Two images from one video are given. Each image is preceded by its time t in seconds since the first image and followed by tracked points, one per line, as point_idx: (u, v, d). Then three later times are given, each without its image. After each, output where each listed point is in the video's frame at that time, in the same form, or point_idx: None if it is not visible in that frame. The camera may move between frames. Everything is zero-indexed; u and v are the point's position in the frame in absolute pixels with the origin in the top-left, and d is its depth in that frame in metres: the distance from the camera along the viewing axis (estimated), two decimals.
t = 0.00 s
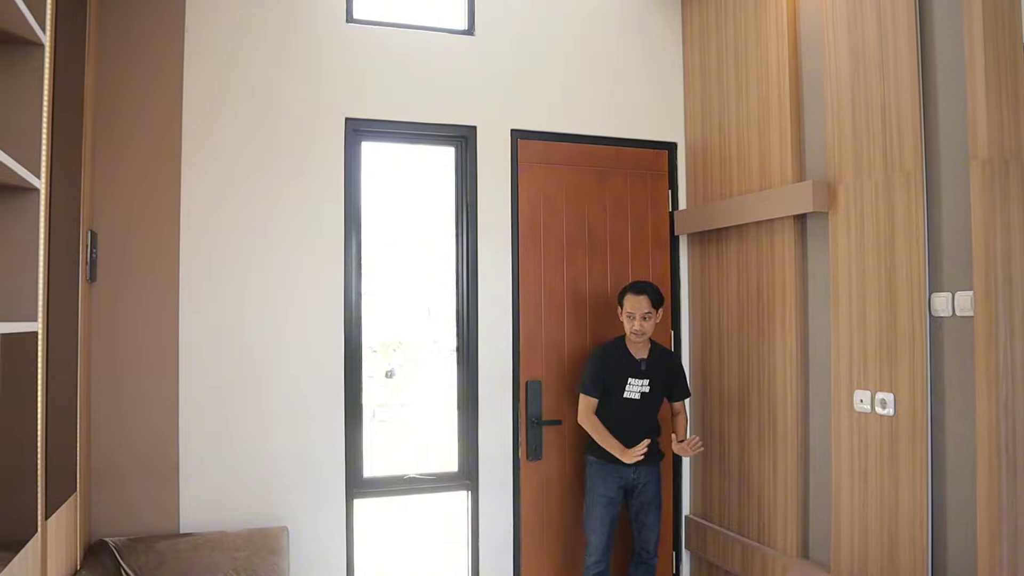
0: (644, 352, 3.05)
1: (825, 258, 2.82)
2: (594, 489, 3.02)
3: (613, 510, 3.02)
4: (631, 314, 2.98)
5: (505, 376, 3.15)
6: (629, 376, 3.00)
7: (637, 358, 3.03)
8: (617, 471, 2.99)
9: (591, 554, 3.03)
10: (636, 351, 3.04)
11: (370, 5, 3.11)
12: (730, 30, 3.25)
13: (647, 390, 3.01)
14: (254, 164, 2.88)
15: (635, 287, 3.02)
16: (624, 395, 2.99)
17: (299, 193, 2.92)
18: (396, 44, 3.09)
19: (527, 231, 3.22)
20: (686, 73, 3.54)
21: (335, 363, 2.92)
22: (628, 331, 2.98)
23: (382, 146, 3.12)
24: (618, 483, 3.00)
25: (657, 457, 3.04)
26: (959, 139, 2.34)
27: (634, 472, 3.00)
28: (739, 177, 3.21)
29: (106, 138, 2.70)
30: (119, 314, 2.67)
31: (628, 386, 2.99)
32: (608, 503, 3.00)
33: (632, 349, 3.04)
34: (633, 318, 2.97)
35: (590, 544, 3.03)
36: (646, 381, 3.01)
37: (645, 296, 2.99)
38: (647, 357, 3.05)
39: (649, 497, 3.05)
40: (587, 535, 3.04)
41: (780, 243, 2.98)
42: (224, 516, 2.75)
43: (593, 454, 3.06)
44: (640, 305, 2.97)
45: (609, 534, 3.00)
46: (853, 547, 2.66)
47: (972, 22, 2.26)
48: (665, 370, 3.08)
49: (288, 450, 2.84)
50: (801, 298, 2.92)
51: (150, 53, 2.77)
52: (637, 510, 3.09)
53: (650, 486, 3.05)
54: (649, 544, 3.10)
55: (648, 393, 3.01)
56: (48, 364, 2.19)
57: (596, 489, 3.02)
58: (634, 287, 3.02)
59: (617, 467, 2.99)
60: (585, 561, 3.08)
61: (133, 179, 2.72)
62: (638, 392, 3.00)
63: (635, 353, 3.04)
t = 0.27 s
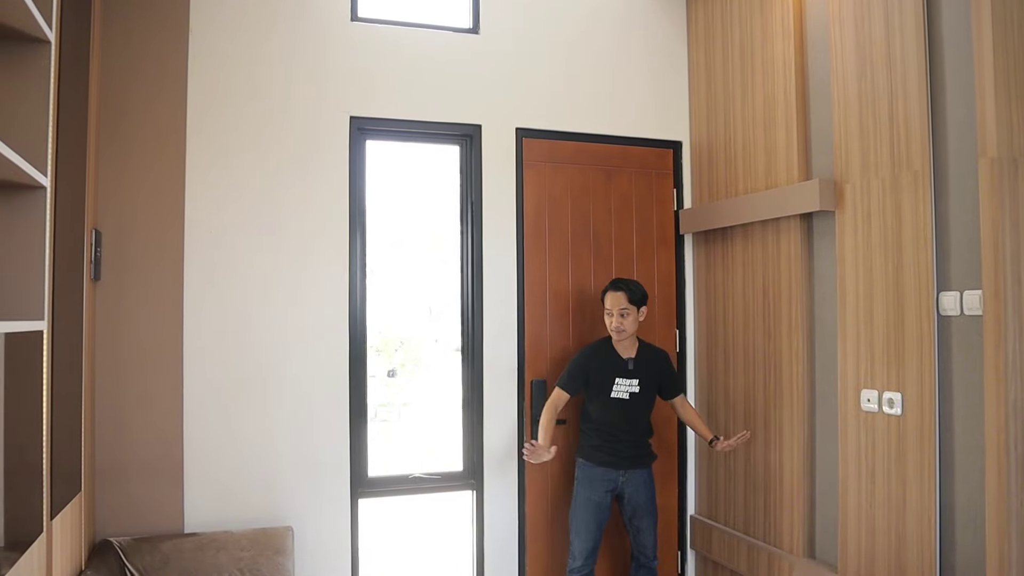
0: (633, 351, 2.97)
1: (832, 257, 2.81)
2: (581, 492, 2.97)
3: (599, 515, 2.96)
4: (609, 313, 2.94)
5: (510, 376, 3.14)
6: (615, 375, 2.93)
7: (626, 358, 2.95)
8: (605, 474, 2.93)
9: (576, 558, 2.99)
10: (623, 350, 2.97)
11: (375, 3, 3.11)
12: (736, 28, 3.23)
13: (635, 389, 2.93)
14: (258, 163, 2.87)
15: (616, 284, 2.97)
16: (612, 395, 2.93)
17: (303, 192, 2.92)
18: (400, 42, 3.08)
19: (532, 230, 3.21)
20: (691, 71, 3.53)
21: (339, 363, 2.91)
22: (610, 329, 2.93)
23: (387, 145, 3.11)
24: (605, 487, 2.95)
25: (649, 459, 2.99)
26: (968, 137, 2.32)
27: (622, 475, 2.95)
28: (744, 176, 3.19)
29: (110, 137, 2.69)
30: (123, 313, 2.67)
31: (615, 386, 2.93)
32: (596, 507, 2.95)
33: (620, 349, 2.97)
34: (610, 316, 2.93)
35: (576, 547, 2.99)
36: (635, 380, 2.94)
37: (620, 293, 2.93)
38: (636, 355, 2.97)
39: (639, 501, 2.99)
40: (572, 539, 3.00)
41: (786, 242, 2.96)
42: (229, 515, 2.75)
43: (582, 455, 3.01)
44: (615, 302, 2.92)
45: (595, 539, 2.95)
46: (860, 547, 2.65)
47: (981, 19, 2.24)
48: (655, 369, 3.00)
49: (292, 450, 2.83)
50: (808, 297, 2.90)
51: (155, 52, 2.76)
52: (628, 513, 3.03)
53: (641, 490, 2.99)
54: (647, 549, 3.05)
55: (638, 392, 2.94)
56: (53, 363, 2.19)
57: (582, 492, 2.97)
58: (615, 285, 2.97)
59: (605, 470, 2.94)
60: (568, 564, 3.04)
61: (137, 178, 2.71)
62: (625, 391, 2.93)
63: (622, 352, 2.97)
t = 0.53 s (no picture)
0: (616, 349, 2.93)
1: (838, 254, 2.79)
2: (572, 494, 2.93)
3: (590, 515, 2.92)
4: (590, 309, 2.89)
5: (514, 374, 3.13)
6: (599, 373, 2.88)
7: (609, 356, 2.91)
8: (594, 474, 2.89)
9: (572, 559, 2.95)
10: (606, 348, 2.92)
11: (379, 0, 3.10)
12: (741, 25, 3.21)
13: (620, 388, 2.89)
14: (261, 160, 2.87)
15: (595, 281, 2.92)
16: (597, 393, 2.88)
17: (307, 190, 2.91)
18: (404, 40, 3.07)
19: (536, 227, 3.20)
20: (695, 68, 3.51)
21: (343, 361, 2.90)
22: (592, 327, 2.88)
23: (391, 142, 3.10)
24: (595, 487, 2.90)
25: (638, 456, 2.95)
26: (976, 134, 2.30)
27: (612, 476, 2.90)
28: (750, 173, 3.17)
29: (114, 135, 2.69)
30: (127, 311, 2.67)
31: (599, 385, 2.88)
32: (587, 508, 2.90)
33: (602, 347, 2.92)
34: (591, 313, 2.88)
35: (571, 550, 2.95)
36: (619, 378, 2.89)
37: (599, 289, 2.88)
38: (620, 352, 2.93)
39: (627, 501, 2.94)
40: (565, 542, 2.96)
41: (792, 240, 2.94)
42: (233, 514, 2.74)
43: (569, 457, 2.96)
44: (595, 298, 2.87)
45: (590, 539, 2.91)
46: (867, 546, 2.63)
47: (989, 14, 2.22)
48: (640, 365, 2.95)
49: (295, 448, 2.83)
50: (814, 295, 2.88)
51: (158, 50, 2.76)
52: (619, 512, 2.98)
53: (631, 489, 2.94)
54: (642, 545, 2.99)
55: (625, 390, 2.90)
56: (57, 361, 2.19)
57: (573, 494, 2.92)
58: (594, 281, 2.92)
59: (593, 470, 2.89)
60: (567, 567, 3.00)
61: (141, 176, 2.71)
62: (610, 390, 2.88)
63: (606, 350, 2.92)
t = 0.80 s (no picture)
0: (605, 348, 2.92)
1: (844, 253, 2.78)
2: (570, 496, 2.90)
3: (590, 516, 2.89)
4: (587, 307, 2.87)
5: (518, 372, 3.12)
6: (592, 373, 2.86)
7: (600, 354, 2.89)
8: (592, 475, 2.86)
9: (574, 561, 2.93)
10: (596, 347, 2.91)
11: None
12: (746, 22, 3.20)
13: (614, 386, 2.88)
14: (265, 159, 2.86)
15: (586, 279, 2.92)
16: (591, 393, 2.86)
17: (312, 188, 2.91)
18: (408, 38, 3.06)
19: (541, 225, 3.19)
20: (700, 66, 3.50)
21: (347, 360, 2.90)
22: (586, 325, 2.87)
23: (395, 141, 3.10)
24: (594, 488, 2.88)
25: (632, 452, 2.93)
26: (983, 132, 2.28)
27: (609, 475, 2.88)
28: (755, 171, 3.16)
29: (119, 133, 2.69)
30: (132, 310, 2.66)
31: (593, 383, 2.86)
32: (586, 509, 2.88)
33: (593, 345, 2.90)
34: (588, 310, 2.86)
35: (572, 551, 2.93)
36: (612, 376, 2.88)
37: (596, 287, 2.89)
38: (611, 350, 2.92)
39: (625, 499, 2.92)
40: (567, 544, 2.94)
41: (798, 238, 2.93)
42: (238, 512, 2.74)
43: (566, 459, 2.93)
44: (594, 296, 2.87)
45: (591, 540, 2.89)
46: (873, 545, 2.62)
47: (998, 10, 2.20)
48: (632, 362, 2.94)
49: (300, 447, 2.82)
50: (819, 293, 2.87)
51: (163, 49, 2.75)
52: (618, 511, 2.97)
53: (629, 486, 2.93)
54: (643, 542, 2.97)
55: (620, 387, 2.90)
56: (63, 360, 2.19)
57: (571, 496, 2.90)
58: (585, 280, 2.92)
59: (589, 472, 2.86)
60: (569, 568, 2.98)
61: (146, 175, 2.71)
62: (604, 388, 2.87)
63: (596, 349, 2.90)
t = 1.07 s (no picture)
0: (604, 345, 2.90)
1: (850, 251, 2.76)
2: (572, 496, 2.89)
3: (593, 515, 2.89)
4: (597, 300, 2.84)
5: (523, 371, 3.11)
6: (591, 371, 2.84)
7: (601, 352, 2.88)
8: (594, 475, 2.85)
9: (577, 560, 2.92)
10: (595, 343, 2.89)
11: None
12: (750, 20, 3.19)
13: (614, 382, 2.88)
14: (269, 158, 2.86)
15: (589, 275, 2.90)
16: (594, 391, 2.84)
17: (316, 187, 2.90)
18: (412, 37, 3.06)
19: (545, 224, 3.18)
20: (704, 65, 3.48)
21: (350, 359, 2.90)
22: (594, 319, 2.83)
23: (400, 140, 3.10)
24: (595, 488, 2.87)
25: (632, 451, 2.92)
26: (991, 130, 2.27)
27: (610, 475, 2.87)
28: (759, 170, 3.14)
29: (124, 133, 2.69)
30: (137, 310, 2.67)
31: (594, 382, 2.85)
32: (589, 509, 2.87)
33: (594, 343, 2.87)
34: (601, 303, 2.83)
35: (576, 550, 2.92)
36: (612, 373, 2.87)
37: (602, 280, 2.89)
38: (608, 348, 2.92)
39: (626, 499, 2.91)
40: (571, 543, 2.94)
41: (803, 237, 2.91)
42: (244, 511, 2.74)
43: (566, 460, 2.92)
44: (603, 288, 2.86)
45: (594, 539, 2.89)
46: (879, 545, 2.60)
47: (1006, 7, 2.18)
48: (631, 358, 2.95)
49: (304, 445, 2.82)
50: (824, 291, 2.86)
51: (167, 48, 2.75)
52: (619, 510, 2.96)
53: (631, 485, 2.91)
54: (646, 540, 2.95)
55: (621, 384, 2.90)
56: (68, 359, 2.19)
57: (573, 496, 2.89)
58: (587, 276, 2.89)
59: (589, 473, 2.84)
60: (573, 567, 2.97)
61: (150, 174, 2.71)
62: (604, 386, 2.85)
63: (594, 346, 2.89)
